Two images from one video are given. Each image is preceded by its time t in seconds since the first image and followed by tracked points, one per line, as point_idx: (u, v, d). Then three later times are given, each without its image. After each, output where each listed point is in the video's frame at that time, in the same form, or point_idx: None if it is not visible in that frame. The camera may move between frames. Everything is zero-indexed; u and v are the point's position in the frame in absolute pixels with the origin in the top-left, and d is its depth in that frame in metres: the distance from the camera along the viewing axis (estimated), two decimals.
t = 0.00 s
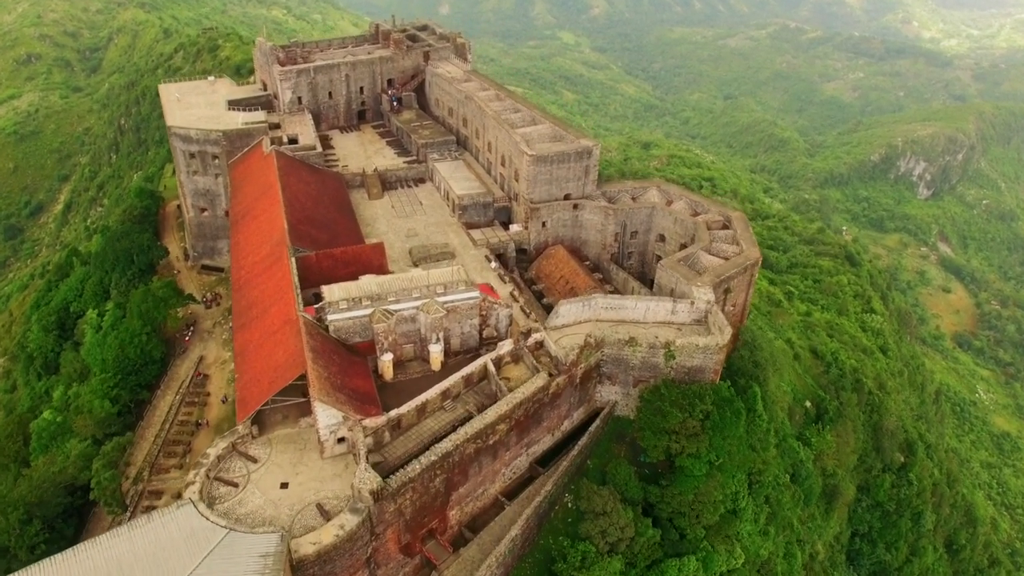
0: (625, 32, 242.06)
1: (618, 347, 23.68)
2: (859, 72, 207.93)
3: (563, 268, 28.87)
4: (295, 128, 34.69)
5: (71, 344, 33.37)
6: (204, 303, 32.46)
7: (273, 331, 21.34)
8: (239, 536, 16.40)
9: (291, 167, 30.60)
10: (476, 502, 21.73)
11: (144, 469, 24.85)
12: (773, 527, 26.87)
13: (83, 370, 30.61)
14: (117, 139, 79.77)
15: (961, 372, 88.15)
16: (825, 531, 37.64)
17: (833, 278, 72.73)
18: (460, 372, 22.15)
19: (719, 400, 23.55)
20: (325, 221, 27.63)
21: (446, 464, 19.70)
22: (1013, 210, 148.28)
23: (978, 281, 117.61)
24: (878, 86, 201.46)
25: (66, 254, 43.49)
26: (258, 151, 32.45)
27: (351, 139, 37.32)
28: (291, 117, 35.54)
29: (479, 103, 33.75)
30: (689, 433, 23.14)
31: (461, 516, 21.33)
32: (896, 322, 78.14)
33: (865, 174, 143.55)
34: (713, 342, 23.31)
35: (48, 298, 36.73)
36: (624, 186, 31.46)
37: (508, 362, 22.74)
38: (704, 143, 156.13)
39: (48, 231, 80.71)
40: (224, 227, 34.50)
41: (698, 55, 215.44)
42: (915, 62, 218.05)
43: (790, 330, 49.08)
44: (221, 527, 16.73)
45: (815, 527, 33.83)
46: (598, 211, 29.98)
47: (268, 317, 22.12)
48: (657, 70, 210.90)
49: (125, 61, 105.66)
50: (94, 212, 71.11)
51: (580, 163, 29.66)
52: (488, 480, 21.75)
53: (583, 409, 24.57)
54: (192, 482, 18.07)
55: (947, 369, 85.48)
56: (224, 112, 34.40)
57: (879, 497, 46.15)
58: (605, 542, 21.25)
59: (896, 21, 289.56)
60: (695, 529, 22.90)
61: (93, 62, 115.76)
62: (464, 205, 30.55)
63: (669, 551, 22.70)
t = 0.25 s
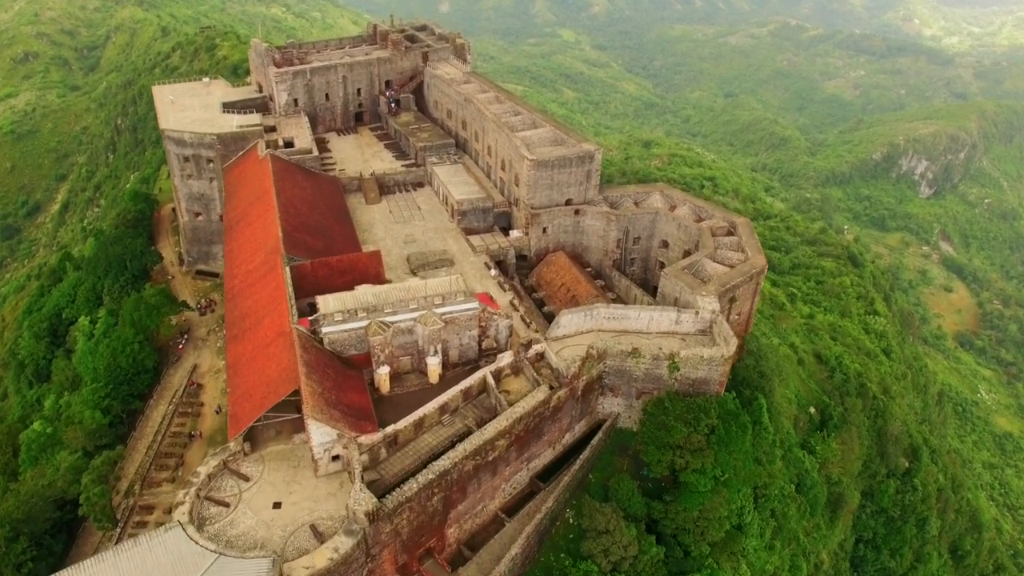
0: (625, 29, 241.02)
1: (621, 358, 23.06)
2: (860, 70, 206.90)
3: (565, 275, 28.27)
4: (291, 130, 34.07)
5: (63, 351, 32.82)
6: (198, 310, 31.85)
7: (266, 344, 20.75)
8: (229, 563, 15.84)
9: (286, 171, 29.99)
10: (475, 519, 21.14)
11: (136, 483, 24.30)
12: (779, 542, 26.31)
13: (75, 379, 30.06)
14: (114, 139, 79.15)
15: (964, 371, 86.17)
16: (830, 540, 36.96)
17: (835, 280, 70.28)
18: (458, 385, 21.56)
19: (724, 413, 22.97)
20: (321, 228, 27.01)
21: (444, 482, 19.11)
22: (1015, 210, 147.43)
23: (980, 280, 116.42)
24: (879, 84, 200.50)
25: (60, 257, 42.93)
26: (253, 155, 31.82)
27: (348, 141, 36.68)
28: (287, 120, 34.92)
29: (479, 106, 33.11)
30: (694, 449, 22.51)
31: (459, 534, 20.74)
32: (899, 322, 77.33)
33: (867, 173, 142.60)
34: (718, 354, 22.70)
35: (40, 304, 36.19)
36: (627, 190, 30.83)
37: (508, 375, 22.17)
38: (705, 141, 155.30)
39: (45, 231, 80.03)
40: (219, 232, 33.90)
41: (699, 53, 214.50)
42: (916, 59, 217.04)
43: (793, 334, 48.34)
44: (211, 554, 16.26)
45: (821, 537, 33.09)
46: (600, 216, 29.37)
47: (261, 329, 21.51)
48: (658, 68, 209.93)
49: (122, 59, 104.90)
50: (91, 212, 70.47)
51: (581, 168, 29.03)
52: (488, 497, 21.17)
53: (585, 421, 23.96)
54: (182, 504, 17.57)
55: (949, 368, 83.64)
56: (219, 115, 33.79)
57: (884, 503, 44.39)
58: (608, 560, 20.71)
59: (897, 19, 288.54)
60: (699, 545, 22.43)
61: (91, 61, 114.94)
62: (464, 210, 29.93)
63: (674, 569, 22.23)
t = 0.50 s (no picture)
0: (626, 27, 240.05)
1: (623, 371, 22.46)
2: (861, 67, 205.93)
3: (566, 283, 27.68)
4: (287, 134, 33.43)
5: (54, 360, 32.25)
6: (193, 316, 31.32)
7: (259, 359, 20.18)
8: None
9: (282, 176, 29.42)
10: (474, 536, 20.56)
11: (127, 498, 23.75)
12: (785, 556, 25.74)
13: (66, 389, 29.46)
14: (111, 139, 78.52)
15: (965, 371, 85.35)
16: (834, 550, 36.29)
17: (839, 281, 68.91)
18: (456, 400, 20.96)
19: (730, 428, 22.38)
20: (316, 235, 26.41)
21: (441, 501, 18.50)
22: (1017, 209, 146.72)
23: (982, 280, 115.75)
24: (880, 82, 199.71)
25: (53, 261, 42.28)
26: (247, 159, 31.16)
27: (345, 145, 36.08)
28: (282, 123, 34.27)
29: (477, 109, 32.50)
30: (698, 464, 21.81)
31: (457, 552, 20.16)
32: (902, 323, 76.57)
33: (868, 172, 141.73)
34: (723, 366, 22.13)
35: (31, 310, 35.61)
36: (629, 195, 30.22)
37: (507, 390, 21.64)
38: (706, 140, 154.44)
39: (41, 231, 79.34)
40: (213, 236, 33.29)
41: (700, 51, 213.55)
42: (917, 58, 216.16)
43: (797, 338, 47.66)
44: None
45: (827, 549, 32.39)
46: (602, 222, 28.73)
47: (254, 341, 20.93)
48: (658, 66, 209.03)
49: (120, 58, 104.06)
50: (87, 213, 69.82)
51: (582, 173, 28.41)
52: (487, 514, 20.57)
53: (587, 435, 23.37)
54: (170, 527, 17.11)
55: (951, 369, 82.81)
56: (213, 118, 33.14)
57: (889, 510, 43.37)
58: None
59: (898, 17, 287.73)
60: (703, 563, 22.07)
61: (89, 59, 114.13)
62: (463, 216, 29.29)
63: None
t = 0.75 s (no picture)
0: (626, 24, 239.15)
1: (626, 384, 21.86)
2: (862, 65, 204.84)
3: (567, 291, 27.09)
4: (282, 137, 32.77)
5: (45, 368, 31.69)
6: (187, 324, 30.70)
7: (252, 374, 19.60)
8: None
9: (276, 182, 28.82)
10: (473, 556, 19.96)
11: (117, 515, 23.17)
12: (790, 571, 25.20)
13: (57, 398, 28.89)
14: (107, 139, 77.85)
15: (967, 371, 84.46)
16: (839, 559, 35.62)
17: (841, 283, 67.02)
18: (454, 415, 20.37)
19: (736, 443, 21.77)
20: (311, 243, 25.83)
21: (438, 522, 17.91)
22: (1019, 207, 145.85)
23: (983, 279, 114.97)
24: (882, 80, 198.70)
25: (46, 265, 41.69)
26: (241, 164, 30.53)
27: (342, 148, 35.46)
28: (278, 126, 33.64)
29: (476, 112, 31.85)
30: (704, 481, 21.21)
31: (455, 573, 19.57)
32: (904, 324, 75.82)
33: (869, 170, 140.85)
34: (729, 380, 21.59)
35: (23, 316, 35.07)
36: (631, 201, 29.62)
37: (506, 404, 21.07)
38: (706, 138, 153.63)
39: (38, 231, 78.73)
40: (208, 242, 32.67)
41: (700, 49, 212.56)
42: (919, 55, 215.10)
43: (800, 343, 46.92)
44: None
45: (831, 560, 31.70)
46: (604, 229, 28.13)
47: (246, 355, 20.35)
48: (658, 64, 208.14)
49: (117, 56, 103.24)
50: (83, 214, 69.19)
51: (584, 178, 27.78)
52: (486, 533, 19.99)
53: (589, 449, 22.79)
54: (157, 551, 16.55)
55: (953, 368, 81.92)
56: (206, 121, 32.49)
57: (893, 516, 42.10)
58: None
59: (899, 14, 286.54)
60: None
61: (86, 58, 113.38)
62: (461, 222, 28.63)
63: None
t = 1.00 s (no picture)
0: (626, 22, 238.16)
1: (628, 399, 21.26)
2: (864, 62, 203.73)
3: (567, 299, 26.49)
4: (277, 141, 32.13)
5: (36, 376, 31.08)
6: (180, 332, 30.12)
7: (243, 391, 19.01)
8: None
9: (270, 187, 28.19)
10: None
11: (106, 531, 22.61)
12: None
13: (47, 408, 28.30)
14: (103, 139, 77.15)
15: (969, 371, 83.62)
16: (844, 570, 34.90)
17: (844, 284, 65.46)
18: (451, 432, 19.77)
19: (742, 460, 21.17)
20: (305, 252, 25.25)
21: (435, 545, 17.33)
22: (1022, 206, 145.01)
23: (985, 278, 114.25)
24: (883, 78, 197.71)
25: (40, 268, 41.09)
26: (235, 169, 29.90)
27: (339, 151, 34.83)
28: (273, 129, 33.02)
29: (475, 115, 31.21)
30: (709, 500, 20.60)
31: None
32: (907, 325, 75.09)
33: (871, 169, 140.00)
34: (734, 394, 20.98)
35: (15, 322, 34.49)
36: (633, 206, 29.00)
37: (506, 420, 20.48)
38: (706, 137, 152.81)
39: (34, 232, 78.11)
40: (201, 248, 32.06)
41: (701, 46, 211.55)
42: (920, 53, 214.10)
43: (804, 348, 46.16)
44: None
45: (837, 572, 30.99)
46: (606, 236, 27.49)
47: (237, 370, 19.76)
48: (659, 62, 207.21)
49: (114, 54, 102.37)
50: (80, 215, 68.54)
51: (585, 185, 27.15)
52: (485, 553, 19.41)
53: (590, 464, 22.21)
54: None
55: (955, 368, 81.10)
56: (200, 125, 31.84)
57: (898, 522, 40.72)
58: None
59: (901, 11, 285.42)
60: None
61: (83, 56, 112.58)
62: (459, 229, 27.97)
63: None
